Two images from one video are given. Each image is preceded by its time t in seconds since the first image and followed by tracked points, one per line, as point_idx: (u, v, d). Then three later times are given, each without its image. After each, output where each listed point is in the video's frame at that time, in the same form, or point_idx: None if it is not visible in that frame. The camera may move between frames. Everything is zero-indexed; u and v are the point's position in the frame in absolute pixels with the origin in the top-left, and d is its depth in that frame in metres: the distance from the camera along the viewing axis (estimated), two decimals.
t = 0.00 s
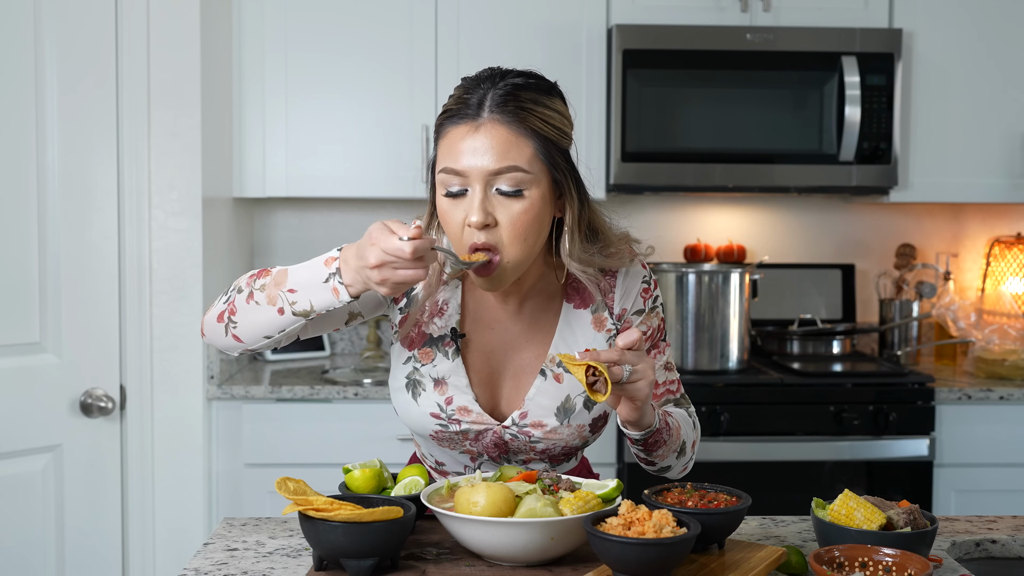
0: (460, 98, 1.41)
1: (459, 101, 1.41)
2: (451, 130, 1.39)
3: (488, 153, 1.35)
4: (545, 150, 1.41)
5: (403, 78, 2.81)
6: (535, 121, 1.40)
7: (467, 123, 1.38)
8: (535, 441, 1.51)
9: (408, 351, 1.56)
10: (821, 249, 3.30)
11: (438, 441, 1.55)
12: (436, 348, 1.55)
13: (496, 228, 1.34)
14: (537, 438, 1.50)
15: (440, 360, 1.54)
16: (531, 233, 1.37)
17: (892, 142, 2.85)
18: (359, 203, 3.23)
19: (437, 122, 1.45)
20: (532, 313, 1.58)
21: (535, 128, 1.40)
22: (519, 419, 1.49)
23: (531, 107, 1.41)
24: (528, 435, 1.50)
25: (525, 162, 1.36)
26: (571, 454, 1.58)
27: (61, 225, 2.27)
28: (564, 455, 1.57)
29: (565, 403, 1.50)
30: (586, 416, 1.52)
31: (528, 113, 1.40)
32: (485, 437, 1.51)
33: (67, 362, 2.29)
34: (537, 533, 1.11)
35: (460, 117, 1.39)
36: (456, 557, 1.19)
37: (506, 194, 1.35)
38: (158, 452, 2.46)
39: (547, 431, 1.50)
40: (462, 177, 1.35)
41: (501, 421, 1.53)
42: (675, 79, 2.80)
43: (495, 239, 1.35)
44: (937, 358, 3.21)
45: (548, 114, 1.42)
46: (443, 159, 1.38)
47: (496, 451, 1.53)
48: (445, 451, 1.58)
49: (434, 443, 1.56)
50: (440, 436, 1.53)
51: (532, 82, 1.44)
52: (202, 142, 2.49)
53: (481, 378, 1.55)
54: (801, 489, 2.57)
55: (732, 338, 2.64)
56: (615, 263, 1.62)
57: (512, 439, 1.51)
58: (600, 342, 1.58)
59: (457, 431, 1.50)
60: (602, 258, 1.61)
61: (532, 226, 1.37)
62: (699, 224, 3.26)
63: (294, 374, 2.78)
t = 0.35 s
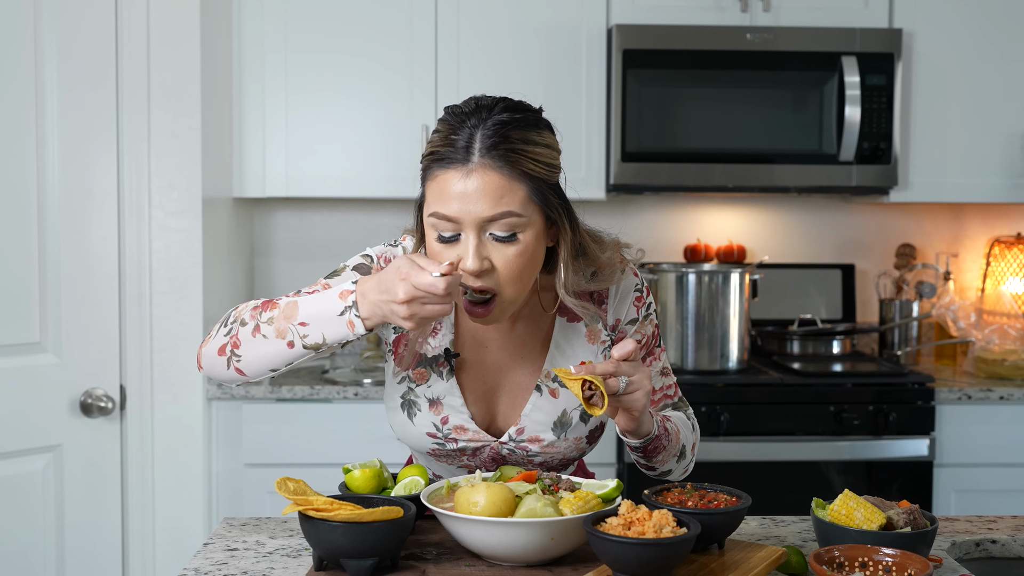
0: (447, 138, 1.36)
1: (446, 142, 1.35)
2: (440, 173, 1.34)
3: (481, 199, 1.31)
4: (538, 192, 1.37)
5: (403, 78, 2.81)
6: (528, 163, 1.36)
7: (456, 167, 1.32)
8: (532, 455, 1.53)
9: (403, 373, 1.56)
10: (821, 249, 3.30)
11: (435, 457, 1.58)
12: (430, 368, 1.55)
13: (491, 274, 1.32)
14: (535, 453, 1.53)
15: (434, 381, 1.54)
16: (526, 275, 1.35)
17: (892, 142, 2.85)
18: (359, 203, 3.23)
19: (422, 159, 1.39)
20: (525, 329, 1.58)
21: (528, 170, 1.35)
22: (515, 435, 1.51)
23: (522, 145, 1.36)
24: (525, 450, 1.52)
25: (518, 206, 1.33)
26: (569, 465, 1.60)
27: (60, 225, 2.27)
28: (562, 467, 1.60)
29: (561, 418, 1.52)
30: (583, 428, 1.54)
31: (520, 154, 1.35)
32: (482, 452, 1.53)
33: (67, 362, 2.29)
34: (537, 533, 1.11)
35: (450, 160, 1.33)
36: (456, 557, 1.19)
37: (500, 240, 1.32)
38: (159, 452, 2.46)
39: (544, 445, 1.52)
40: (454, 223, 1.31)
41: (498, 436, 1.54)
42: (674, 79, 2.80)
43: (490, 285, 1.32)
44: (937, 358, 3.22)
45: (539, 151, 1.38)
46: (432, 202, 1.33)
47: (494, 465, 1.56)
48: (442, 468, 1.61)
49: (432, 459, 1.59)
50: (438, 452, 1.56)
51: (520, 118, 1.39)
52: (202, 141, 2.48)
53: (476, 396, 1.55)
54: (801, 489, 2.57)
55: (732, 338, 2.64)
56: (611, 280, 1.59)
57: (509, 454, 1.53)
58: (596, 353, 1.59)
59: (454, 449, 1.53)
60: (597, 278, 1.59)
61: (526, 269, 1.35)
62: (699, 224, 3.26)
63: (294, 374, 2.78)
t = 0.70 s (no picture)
0: (447, 153, 1.33)
1: (446, 157, 1.33)
2: (442, 189, 1.31)
3: (485, 215, 1.29)
4: (542, 203, 1.35)
5: (403, 78, 2.81)
6: (531, 175, 1.34)
7: (459, 184, 1.30)
8: (531, 456, 1.54)
9: (402, 376, 1.55)
10: (821, 249, 3.30)
11: (435, 459, 1.59)
12: (428, 372, 1.54)
13: (497, 287, 1.31)
14: (534, 453, 1.54)
15: (433, 384, 1.54)
16: (531, 284, 1.35)
17: (892, 142, 2.85)
18: (359, 203, 3.23)
19: (421, 173, 1.37)
20: (524, 331, 1.58)
21: (531, 182, 1.34)
22: (515, 436, 1.51)
23: (524, 158, 1.34)
24: (525, 451, 1.53)
25: (522, 220, 1.31)
26: (568, 465, 1.62)
27: (60, 225, 2.27)
28: (561, 467, 1.61)
29: (561, 419, 1.52)
30: (581, 429, 1.55)
31: (522, 168, 1.33)
32: (482, 454, 1.54)
33: (66, 362, 2.29)
34: (537, 533, 1.11)
35: (451, 177, 1.31)
36: (456, 557, 1.19)
37: (505, 254, 1.31)
38: (159, 451, 2.46)
39: (543, 446, 1.53)
40: (458, 239, 1.30)
41: (497, 438, 1.55)
42: (674, 79, 2.80)
43: (496, 298, 1.32)
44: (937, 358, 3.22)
45: (540, 162, 1.36)
46: (434, 218, 1.32)
47: (493, 466, 1.58)
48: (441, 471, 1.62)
49: (431, 462, 1.60)
50: (437, 455, 1.57)
51: (519, 128, 1.37)
52: (202, 141, 2.48)
53: (475, 398, 1.56)
54: (801, 488, 2.57)
55: (732, 338, 2.64)
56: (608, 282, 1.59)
57: (509, 455, 1.54)
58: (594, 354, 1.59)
59: (453, 451, 1.54)
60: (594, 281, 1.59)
61: (532, 279, 1.34)
62: (699, 224, 3.26)
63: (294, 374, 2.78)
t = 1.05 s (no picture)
0: (460, 117, 1.34)
1: (459, 120, 1.34)
2: (454, 151, 1.33)
3: (497, 177, 1.30)
4: (553, 168, 1.36)
5: (402, 78, 2.81)
6: (543, 140, 1.35)
7: (472, 146, 1.31)
8: (532, 431, 1.54)
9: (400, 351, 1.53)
10: (821, 249, 3.30)
11: (435, 437, 1.59)
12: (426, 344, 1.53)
13: (507, 249, 1.32)
14: (534, 428, 1.53)
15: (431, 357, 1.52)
16: (539, 248, 1.36)
17: (892, 142, 2.85)
18: (359, 204, 3.23)
19: (433, 136, 1.38)
20: (525, 304, 1.58)
21: (542, 146, 1.34)
22: (515, 409, 1.51)
23: (536, 123, 1.35)
24: (525, 425, 1.53)
25: (534, 183, 1.32)
26: (569, 444, 1.61)
27: (60, 225, 2.27)
28: (562, 446, 1.60)
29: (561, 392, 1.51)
30: (583, 405, 1.53)
31: (535, 133, 1.34)
32: (482, 429, 1.55)
33: (66, 362, 2.29)
34: (537, 533, 1.11)
35: (464, 140, 1.32)
36: (456, 557, 1.19)
37: (516, 217, 1.32)
38: (159, 451, 2.46)
39: (544, 420, 1.53)
40: (470, 201, 1.31)
41: (497, 413, 1.55)
42: (675, 79, 2.80)
43: (506, 260, 1.33)
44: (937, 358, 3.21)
45: (552, 127, 1.37)
46: (446, 180, 1.33)
47: (494, 442, 1.58)
48: (442, 451, 1.62)
49: (432, 441, 1.61)
50: (437, 431, 1.57)
51: (531, 94, 1.38)
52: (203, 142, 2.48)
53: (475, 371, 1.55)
54: (801, 488, 2.58)
55: (732, 338, 2.64)
56: (611, 257, 1.60)
57: (509, 430, 1.54)
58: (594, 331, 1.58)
59: (453, 426, 1.55)
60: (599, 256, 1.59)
61: (541, 243, 1.35)
62: (699, 224, 3.26)
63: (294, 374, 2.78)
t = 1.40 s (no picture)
0: (473, 87, 1.35)
1: (472, 90, 1.34)
2: (465, 120, 1.33)
3: (505, 148, 1.30)
4: (559, 144, 1.37)
5: (402, 78, 2.81)
6: (552, 117, 1.35)
7: (482, 117, 1.32)
8: (531, 405, 1.52)
9: (399, 329, 1.58)
10: (821, 249, 3.30)
11: (433, 416, 1.57)
12: (422, 319, 1.56)
13: (508, 221, 1.33)
14: (533, 401, 1.52)
15: (427, 330, 1.56)
16: (539, 223, 1.36)
17: (892, 142, 2.85)
18: (359, 204, 3.23)
19: (445, 105, 1.38)
20: (524, 279, 1.58)
21: (551, 122, 1.35)
22: (515, 379, 1.51)
23: (546, 99, 1.35)
24: (524, 397, 1.52)
25: (541, 157, 1.33)
26: (569, 424, 1.58)
27: (60, 225, 2.28)
28: (561, 425, 1.57)
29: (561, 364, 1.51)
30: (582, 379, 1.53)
31: (546, 108, 1.34)
32: (480, 403, 1.54)
33: (66, 362, 2.29)
34: (537, 533, 1.11)
35: (475, 110, 1.33)
36: (456, 557, 1.19)
37: (520, 189, 1.32)
38: (158, 451, 2.45)
39: (543, 392, 1.51)
40: (477, 169, 1.31)
41: (496, 384, 1.54)
42: (675, 79, 2.80)
43: (506, 231, 1.33)
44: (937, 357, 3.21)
45: (561, 104, 1.37)
46: (455, 147, 1.33)
47: (493, 419, 1.56)
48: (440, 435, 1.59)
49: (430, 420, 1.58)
50: (437, 408, 1.56)
51: (544, 70, 1.38)
52: (203, 141, 2.48)
53: (474, 345, 1.55)
54: (801, 488, 2.58)
55: (731, 338, 2.64)
56: (613, 237, 1.59)
57: (508, 404, 1.53)
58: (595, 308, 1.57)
59: (452, 400, 1.53)
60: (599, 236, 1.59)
61: (541, 217, 1.36)
62: (699, 224, 3.26)
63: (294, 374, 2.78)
